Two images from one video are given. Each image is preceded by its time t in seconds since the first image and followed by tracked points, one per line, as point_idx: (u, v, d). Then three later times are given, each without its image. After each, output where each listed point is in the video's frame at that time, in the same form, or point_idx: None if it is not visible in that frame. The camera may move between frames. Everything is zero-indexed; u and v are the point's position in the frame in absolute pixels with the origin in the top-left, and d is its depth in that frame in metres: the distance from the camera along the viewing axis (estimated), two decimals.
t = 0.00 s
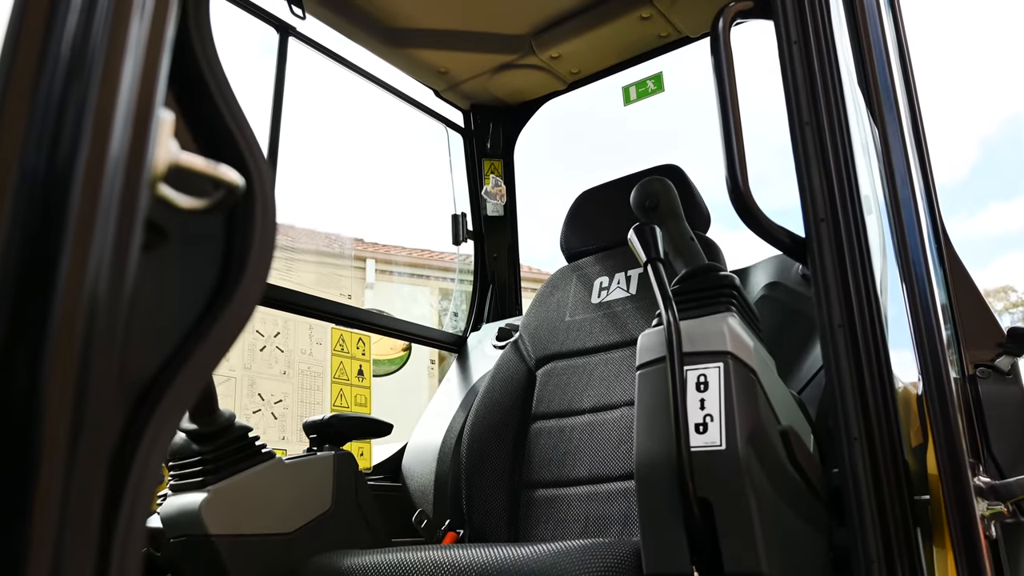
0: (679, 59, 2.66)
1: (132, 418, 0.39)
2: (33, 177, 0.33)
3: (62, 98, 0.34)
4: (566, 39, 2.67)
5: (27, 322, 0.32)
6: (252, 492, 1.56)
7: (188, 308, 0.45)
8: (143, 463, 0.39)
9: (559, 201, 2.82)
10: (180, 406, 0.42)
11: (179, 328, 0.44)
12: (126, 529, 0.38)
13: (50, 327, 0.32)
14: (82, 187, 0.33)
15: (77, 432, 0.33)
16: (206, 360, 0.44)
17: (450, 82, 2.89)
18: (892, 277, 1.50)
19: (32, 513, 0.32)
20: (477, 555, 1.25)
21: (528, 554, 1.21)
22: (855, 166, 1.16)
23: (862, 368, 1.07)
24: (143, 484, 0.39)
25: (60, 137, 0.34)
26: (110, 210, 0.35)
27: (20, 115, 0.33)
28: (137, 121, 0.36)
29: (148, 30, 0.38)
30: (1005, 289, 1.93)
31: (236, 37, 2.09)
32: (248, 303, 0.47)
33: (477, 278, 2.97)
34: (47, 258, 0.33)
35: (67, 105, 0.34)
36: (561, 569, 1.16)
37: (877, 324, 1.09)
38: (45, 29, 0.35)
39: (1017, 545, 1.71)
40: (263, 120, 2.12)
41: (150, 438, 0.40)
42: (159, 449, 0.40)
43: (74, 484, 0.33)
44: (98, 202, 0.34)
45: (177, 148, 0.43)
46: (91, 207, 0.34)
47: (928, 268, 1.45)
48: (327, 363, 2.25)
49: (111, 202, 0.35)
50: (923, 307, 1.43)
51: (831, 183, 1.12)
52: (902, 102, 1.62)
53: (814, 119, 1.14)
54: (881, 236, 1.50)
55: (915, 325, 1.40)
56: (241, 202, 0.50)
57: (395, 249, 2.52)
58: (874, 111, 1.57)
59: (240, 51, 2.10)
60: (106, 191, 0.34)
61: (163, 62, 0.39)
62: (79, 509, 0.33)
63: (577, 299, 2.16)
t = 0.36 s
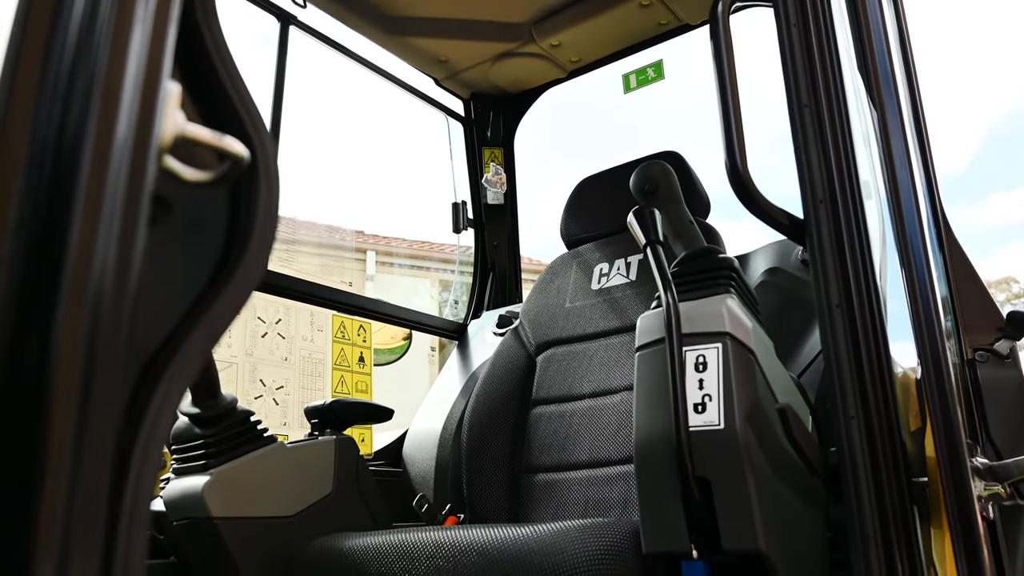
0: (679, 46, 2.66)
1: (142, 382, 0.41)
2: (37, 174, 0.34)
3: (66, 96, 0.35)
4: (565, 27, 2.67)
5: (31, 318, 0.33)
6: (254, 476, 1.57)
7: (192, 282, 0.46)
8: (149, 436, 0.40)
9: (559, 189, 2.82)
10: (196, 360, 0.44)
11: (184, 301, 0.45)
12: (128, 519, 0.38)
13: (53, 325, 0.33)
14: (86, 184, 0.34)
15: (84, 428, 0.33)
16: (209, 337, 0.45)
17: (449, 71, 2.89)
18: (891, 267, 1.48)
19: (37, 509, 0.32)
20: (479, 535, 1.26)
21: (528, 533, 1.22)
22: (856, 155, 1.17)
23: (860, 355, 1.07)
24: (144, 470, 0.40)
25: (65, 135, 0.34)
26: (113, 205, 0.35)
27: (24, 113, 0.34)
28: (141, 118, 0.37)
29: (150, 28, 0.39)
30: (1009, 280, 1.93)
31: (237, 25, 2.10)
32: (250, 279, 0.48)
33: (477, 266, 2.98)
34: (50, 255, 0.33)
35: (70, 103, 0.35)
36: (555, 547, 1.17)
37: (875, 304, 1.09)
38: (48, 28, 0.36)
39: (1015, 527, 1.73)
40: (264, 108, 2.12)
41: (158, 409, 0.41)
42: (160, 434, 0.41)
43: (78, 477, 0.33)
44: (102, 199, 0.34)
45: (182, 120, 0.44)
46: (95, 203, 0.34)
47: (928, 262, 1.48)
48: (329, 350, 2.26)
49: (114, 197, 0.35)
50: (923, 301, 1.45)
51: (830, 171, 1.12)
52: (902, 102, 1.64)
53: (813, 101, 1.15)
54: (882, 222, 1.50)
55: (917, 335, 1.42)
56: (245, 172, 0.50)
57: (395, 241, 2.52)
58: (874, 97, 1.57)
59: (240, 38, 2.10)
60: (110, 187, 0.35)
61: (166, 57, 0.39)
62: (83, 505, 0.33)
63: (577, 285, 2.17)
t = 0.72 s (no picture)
0: (679, 34, 2.65)
1: (144, 359, 0.40)
2: (39, 180, 0.33)
3: (68, 102, 0.34)
4: (566, 16, 2.67)
5: (35, 330, 0.32)
6: (256, 459, 1.58)
7: (196, 254, 0.47)
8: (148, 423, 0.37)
9: (559, 178, 2.83)
10: (200, 333, 0.43)
11: (185, 276, 0.46)
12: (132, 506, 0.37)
13: (59, 338, 0.32)
14: (90, 190, 0.33)
15: (89, 439, 0.33)
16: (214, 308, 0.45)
17: (450, 60, 2.89)
18: (891, 252, 1.48)
19: (45, 519, 0.31)
20: (480, 517, 1.27)
21: (528, 514, 1.23)
22: (856, 145, 1.17)
23: (861, 338, 1.07)
24: (148, 459, 0.37)
25: (68, 143, 0.33)
26: (118, 210, 0.34)
27: (28, 121, 0.33)
28: (143, 119, 0.36)
29: (154, 22, 0.37)
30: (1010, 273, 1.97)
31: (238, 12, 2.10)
32: (253, 250, 0.48)
33: (477, 255, 2.98)
34: (54, 266, 0.32)
35: (72, 109, 0.34)
36: (554, 527, 1.18)
37: (873, 285, 1.10)
38: (52, 29, 0.35)
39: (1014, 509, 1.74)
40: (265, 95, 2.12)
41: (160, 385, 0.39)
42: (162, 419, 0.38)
43: (84, 486, 0.32)
44: (105, 204, 0.34)
45: (189, 90, 0.44)
46: (99, 210, 0.33)
47: (928, 252, 1.50)
48: (331, 339, 2.27)
49: (118, 202, 0.34)
50: (923, 293, 1.46)
51: (829, 156, 1.13)
52: (903, 89, 1.65)
53: (812, 84, 1.15)
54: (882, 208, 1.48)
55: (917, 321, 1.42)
56: (250, 143, 0.51)
57: (396, 234, 2.53)
58: (873, 82, 1.58)
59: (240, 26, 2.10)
60: (113, 191, 0.34)
61: (170, 52, 0.38)
62: (89, 513, 0.33)
63: (577, 273, 2.18)
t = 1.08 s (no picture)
0: (680, 23, 2.65)
1: (149, 323, 0.39)
2: (39, 175, 0.33)
3: (68, 97, 0.34)
4: (566, 5, 2.67)
5: (36, 321, 0.32)
6: (258, 444, 1.59)
7: (200, 224, 0.46)
8: (149, 406, 0.36)
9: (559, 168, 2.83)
10: (202, 300, 0.43)
11: (188, 246, 0.45)
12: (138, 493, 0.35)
13: (61, 330, 0.32)
14: (90, 184, 0.33)
15: (92, 431, 0.32)
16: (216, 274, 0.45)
17: (450, 50, 2.89)
18: (891, 238, 1.46)
19: (47, 513, 0.31)
20: (479, 499, 1.27)
21: (528, 495, 1.23)
22: (855, 129, 1.18)
23: (861, 326, 1.07)
24: (149, 442, 0.36)
25: (68, 137, 0.33)
26: (118, 202, 0.34)
27: (27, 116, 0.33)
28: (143, 112, 0.36)
29: (154, 18, 0.38)
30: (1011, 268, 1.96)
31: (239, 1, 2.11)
32: (259, 214, 0.49)
33: (478, 245, 2.99)
34: (55, 260, 0.32)
35: (73, 104, 0.34)
36: (555, 509, 1.18)
37: (871, 263, 1.10)
38: (51, 26, 0.35)
39: (1013, 494, 1.75)
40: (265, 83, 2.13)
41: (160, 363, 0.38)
42: (161, 402, 0.37)
43: (87, 479, 0.32)
44: (106, 196, 0.33)
45: (193, 54, 0.44)
46: (99, 203, 0.33)
47: (928, 237, 1.51)
48: (332, 328, 2.28)
49: (119, 194, 0.34)
50: (923, 280, 1.47)
51: (829, 139, 1.13)
52: (903, 73, 1.65)
53: (812, 66, 1.16)
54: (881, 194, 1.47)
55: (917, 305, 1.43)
56: (252, 113, 0.51)
57: (397, 229, 2.53)
58: (873, 68, 1.58)
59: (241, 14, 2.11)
60: (114, 183, 0.34)
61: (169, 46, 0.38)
62: (94, 506, 0.32)
63: (577, 262, 2.18)
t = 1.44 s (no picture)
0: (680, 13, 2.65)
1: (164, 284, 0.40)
2: (57, 174, 0.33)
3: (83, 100, 0.34)
4: None
5: (52, 323, 0.32)
6: (261, 429, 1.60)
7: (211, 195, 0.47)
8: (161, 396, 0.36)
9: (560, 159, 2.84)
10: (210, 273, 0.43)
11: (199, 218, 0.45)
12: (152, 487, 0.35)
13: (77, 325, 0.32)
14: (105, 181, 0.33)
15: (107, 425, 0.32)
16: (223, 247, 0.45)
17: (452, 42, 2.88)
18: (891, 222, 1.48)
19: (65, 505, 0.31)
20: (483, 481, 1.28)
21: (529, 479, 1.24)
22: (855, 113, 1.18)
23: (861, 308, 1.07)
24: (162, 431, 0.36)
25: (84, 134, 0.34)
26: (131, 206, 0.34)
27: (44, 114, 0.33)
28: (156, 106, 0.36)
29: (167, 13, 0.37)
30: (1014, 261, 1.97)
31: None
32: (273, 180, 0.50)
33: (479, 236, 3.00)
34: (72, 256, 0.33)
35: (89, 101, 0.34)
36: (555, 491, 1.19)
37: (871, 244, 1.11)
38: (68, 23, 0.35)
39: (1012, 479, 1.75)
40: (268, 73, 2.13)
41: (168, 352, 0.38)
42: (172, 379, 0.37)
43: (102, 473, 0.32)
44: (120, 190, 0.34)
45: (208, 23, 0.45)
46: (113, 209, 0.33)
47: (928, 221, 1.52)
48: (334, 318, 2.31)
49: (133, 190, 0.34)
50: (922, 260, 1.49)
51: (829, 122, 1.14)
52: (903, 59, 1.65)
53: (813, 49, 1.16)
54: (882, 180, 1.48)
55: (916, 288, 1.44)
56: (263, 84, 0.52)
57: (397, 226, 2.52)
58: (874, 54, 1.58)
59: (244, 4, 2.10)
60: (129, 177, 0.34)
61: (182, 42, 0.38)
62: (110, 498, 0.32)
63: (578, 251, 2.18)
